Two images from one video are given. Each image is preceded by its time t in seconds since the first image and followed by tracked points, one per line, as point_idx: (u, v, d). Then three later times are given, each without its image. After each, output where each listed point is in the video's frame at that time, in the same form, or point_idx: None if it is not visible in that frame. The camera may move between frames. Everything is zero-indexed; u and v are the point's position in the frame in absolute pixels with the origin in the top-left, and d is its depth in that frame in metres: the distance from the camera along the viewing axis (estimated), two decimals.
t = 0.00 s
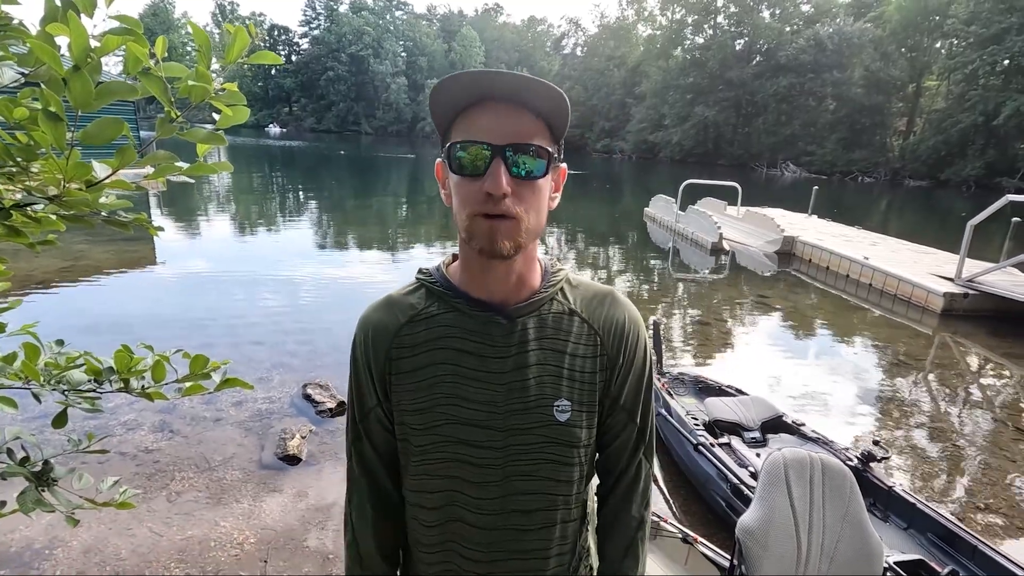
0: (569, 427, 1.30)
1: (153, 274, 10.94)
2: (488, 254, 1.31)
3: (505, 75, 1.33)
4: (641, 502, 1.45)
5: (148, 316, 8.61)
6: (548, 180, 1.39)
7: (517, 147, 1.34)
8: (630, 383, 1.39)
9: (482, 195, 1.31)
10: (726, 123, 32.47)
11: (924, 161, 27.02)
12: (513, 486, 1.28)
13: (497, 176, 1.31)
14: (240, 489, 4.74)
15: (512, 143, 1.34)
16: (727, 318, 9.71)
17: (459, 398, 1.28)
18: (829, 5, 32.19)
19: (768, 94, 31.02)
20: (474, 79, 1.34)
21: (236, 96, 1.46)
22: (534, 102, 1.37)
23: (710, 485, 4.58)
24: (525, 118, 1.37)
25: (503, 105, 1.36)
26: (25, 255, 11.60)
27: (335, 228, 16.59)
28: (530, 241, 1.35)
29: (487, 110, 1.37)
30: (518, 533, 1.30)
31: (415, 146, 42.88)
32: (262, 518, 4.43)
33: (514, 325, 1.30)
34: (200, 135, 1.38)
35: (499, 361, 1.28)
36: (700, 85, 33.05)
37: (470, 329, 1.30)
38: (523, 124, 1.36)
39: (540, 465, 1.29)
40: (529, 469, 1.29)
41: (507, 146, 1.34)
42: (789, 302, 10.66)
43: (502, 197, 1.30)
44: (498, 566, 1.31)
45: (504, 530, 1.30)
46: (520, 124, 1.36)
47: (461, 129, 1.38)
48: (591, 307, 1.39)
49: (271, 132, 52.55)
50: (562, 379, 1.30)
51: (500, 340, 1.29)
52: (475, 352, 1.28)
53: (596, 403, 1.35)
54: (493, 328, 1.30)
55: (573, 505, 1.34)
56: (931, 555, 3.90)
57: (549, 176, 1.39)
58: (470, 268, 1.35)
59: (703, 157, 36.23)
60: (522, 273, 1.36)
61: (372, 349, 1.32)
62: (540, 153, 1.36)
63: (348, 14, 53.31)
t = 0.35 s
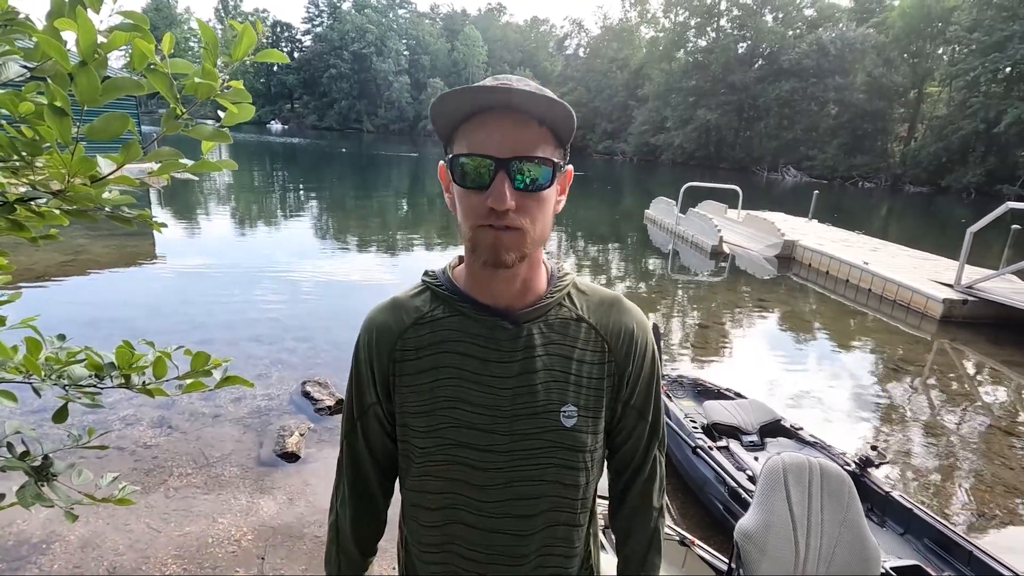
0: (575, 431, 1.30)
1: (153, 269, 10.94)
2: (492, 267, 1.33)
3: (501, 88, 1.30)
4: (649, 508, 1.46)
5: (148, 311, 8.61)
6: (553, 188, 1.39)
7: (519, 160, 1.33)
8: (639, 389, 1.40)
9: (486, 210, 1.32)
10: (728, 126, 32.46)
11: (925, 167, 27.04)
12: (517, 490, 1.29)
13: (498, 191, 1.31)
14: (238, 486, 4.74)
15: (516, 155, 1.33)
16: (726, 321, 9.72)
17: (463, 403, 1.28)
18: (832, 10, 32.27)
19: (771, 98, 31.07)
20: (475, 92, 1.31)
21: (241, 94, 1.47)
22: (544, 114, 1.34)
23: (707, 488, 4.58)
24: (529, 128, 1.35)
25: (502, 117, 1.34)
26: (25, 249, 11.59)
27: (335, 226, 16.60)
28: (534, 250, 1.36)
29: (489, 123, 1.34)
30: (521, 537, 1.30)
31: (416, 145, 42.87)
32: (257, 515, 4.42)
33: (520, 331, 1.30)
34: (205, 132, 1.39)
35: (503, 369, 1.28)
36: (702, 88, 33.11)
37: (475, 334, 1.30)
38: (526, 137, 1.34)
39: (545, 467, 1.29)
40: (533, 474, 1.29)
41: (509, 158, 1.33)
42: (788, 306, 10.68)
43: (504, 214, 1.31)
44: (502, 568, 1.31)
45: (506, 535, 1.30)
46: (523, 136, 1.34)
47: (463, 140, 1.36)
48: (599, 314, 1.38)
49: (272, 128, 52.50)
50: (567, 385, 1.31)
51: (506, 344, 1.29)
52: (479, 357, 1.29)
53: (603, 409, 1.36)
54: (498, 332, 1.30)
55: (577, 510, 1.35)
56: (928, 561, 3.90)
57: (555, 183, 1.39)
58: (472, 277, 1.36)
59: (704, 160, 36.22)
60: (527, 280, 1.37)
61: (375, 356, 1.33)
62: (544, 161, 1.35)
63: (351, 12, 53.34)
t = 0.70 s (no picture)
0: (578, 427, 1.31)
1: (147, 272, 10.90)
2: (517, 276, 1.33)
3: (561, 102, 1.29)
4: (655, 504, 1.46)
5: (143, 314, 8.58)
6: (571, 194, 1.40)
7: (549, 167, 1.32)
8: (641, 384, 1.40)
9: (516, 218, 1.30)
10: (722, 123, 32.50)
11: (917, 163, 27.20)
12: (521, 489, 1.29)
13: (531, 200, 1.30)
14: (236, 488, 4.73)
15: (545, 162, 1.32)
16: (723, 318, 9.75)
17: (466, 405, 1.28)
18: (825, 6, 32.39)
19: (764, 95, 31.16)
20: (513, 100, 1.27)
21: (235, 95, 1.46)
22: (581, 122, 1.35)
23: (705, 483, 4.60)
24: (555, 135, 1.34)
25: (544, 124, 1.32)
26: (18, 253, 11.53)
27: (330, 226, 16.56)
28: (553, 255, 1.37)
29: (525, 128, 1.31)
30: (527, 535, 1.31)
31: (411, 145, 42.78)
32: (254, 518, 4.41)
33: (523, 328, 1.31)
34: (199, 135, 1.38)
35: (509, 370, 1.29)
36: (696, 85, 33.16)
37: (478, 333, 1.30)
38: (553, 138, 1.33)
39: (548, 465, 1.30)
40: (537, 471, 1.30)
41: (542, 164, 1.32)
42: (783, 302, 10.72)
43: (537, 220, 1.30)
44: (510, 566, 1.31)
45: (512, 533, 1.30)
46: (553, 143, 1.33)
47: (489, 144, 1.32)
48: (599, 309, 1.40)
49: (266, 130, 52.29)
50: (570, 380, 1.31)
51: (510, 342, 1.30)
52: (484, 357, 1.29)
53: (605, 405, 1.37)
54: (502, 331, 1.30)
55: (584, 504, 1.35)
56: (924, 554, 3.93)
57: (574, 188, 1.40)
58: (483, 278, 1.36)
59: (699, 157, 36.29)
60: (534, 281, 1.37)
61: (380, 361, 1.32)
62: (569, 167, 1.36)
63: (344, 12, 53.22)
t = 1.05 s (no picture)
0: (575, 430, 1.31)
1: (147, 276, 10.90)
2: (493, 277, 1.34)
3: (513, 92, 1.30)
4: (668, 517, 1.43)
5: (144, 318, 8.58)
6: (554, 192, 1.40)
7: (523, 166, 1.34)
8: (643, 385, 1.39)
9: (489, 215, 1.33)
10: (720, 122, 32.50)
11: (916, 160, 27.27)
12: (518, 491, 1.29)
13: (497, 197, 1.32)
14: (238, 491, 4.73)
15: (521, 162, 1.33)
16: (723, 317, 9.76)
17: (463, 407, 1.29)
18: (822, 4, 32.39)
19: (762, 94, 31.17)
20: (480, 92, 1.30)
21: (234, 99, 1.46)
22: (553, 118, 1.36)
23: (707, 482, 4.61)
24: (528, 132, 1.35)
25: (506, 119, 1.34)
26: (18, 258, 11.53)
27: (330, 229, 16.57)
28: (534, 257, 1.37)
29: (502, 127, 1.33)
30: (525, 538, 1.31)
31: (409, 147, 42.79)
32: (255, 521, 4.39)
33: (520, 330, 1.32)
34: (200, 139, 1.39)
35: (503, 373, 1.29)
36: (694, 84, 33.16)
37: (474, 335, 1.31)
38: (524, 137, 1.34)
39: (545, 467, 1.30)
40: (536, 472, 1.30)
41: (511, 158, 1.33)
42: (783, 300, 10.73)
43: (509, 218, 1.33)
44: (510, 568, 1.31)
45: (510, 535, 1.31)
46: (526, 140, 1.34)
47: (465, 143, 1.35)
48: (596, 309, 1.40)
49: (264, 133, 52.31)
50: (566, 381, 1.32)
51: (507, 344, 1.30)
52: (480, 359, 1.29)
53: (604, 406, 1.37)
54: (499, 334, 1.31)
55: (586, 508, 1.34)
56: (926, 550, 3.94)
57: (556, 186, 1.40)
58: (472, 281, 1.37)
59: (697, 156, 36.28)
60: (528, 283, 1.37)
61: (372, 365, 1.33)
62: (547, 165, 1.36)
63: (341, 15, 53.18)
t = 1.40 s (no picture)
0: (573, 432, 1.31)
1: (148, 289, 10.90)
2: (484, 279, 1.33)
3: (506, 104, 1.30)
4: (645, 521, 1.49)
5: (145, 331, 8.59)
6: (543, 196, 1.40)
7: (510, 170, 1.33)
8: (631, 388, 1.41)
9: (477, 220, 1.32)
10: (717, 122, 32.54)
11: (914, 155, 27.27)
12: (515, 497, 1.28)
13: (494, 208, 1.32)
14: (243, 503, 4.72)
15: (508, 171, 1.34)
16: (725, 316, 9.74)
17: (459, 415, 1.28)
18: (816, 2, 32.45)
19: (758, 93, 31.19)
20: (468, 99, 1.31)
21: (230, 109, 1.47)
22: (541, 128, 1.36)
23: (713, 483, 4.58)
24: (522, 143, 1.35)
25: (502, 130, 1.34)
26: (19, 274, 11.55)
27: (330, 238, 16.59)
28: (524, 260, 1.37)
29: (498, 141, 1.33)
30: (528, 542, 1.30)
31: (408, 154, 42.88)
32: (259, 533, 4.37)
33: (512, 336, 1.31)
34: (196, 151, 1.39)
35: (499, 377, 1.28)
36: (690, 85, 33.19)
37: (467, 343, 1.30)
38: (517, 148, 1.35)
39: (543, 472, 1.29)
40: (536, 477, 1.29)
41: (505, 169, 1.33)
42: (784, 298, 10.71)
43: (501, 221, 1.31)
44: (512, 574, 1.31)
45: (513, 541, 1.29)
46: (517, 148, 1.34)
47: (452, 153, 1.34)
48: (589, 310, 1.41)
49: (263, 144, 52.49)
50: (561, 386, 1.31)
51: (499, 350, 1.30)
52: (473, 368, 1.29)
53: (598, 409, 1.37)
54: (490, 340, 1.30)
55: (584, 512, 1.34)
56: (936, 547, 3.90)
57: (547, 195, 1.40)
58: (461, 287, 1.37)
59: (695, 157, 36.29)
60: (519, 288, 1.38)
61: (365, 379, 1.32)
62: (537, 171, 1.36)
63: (337, 25, 53.41)
